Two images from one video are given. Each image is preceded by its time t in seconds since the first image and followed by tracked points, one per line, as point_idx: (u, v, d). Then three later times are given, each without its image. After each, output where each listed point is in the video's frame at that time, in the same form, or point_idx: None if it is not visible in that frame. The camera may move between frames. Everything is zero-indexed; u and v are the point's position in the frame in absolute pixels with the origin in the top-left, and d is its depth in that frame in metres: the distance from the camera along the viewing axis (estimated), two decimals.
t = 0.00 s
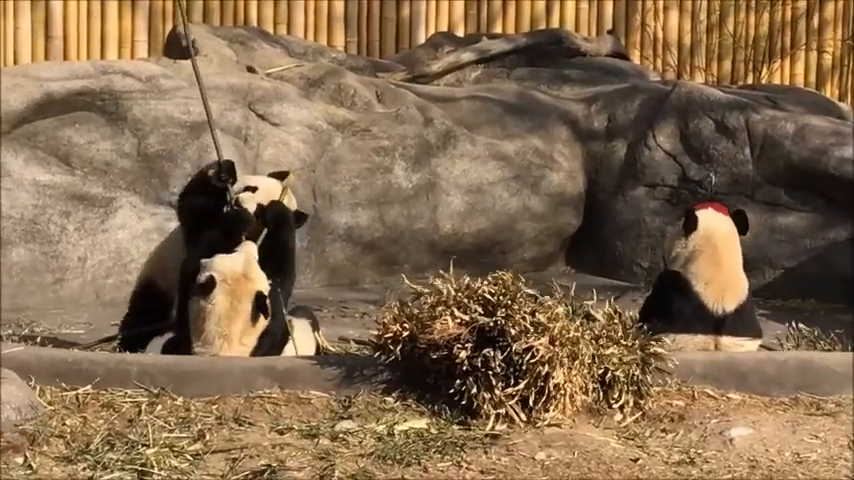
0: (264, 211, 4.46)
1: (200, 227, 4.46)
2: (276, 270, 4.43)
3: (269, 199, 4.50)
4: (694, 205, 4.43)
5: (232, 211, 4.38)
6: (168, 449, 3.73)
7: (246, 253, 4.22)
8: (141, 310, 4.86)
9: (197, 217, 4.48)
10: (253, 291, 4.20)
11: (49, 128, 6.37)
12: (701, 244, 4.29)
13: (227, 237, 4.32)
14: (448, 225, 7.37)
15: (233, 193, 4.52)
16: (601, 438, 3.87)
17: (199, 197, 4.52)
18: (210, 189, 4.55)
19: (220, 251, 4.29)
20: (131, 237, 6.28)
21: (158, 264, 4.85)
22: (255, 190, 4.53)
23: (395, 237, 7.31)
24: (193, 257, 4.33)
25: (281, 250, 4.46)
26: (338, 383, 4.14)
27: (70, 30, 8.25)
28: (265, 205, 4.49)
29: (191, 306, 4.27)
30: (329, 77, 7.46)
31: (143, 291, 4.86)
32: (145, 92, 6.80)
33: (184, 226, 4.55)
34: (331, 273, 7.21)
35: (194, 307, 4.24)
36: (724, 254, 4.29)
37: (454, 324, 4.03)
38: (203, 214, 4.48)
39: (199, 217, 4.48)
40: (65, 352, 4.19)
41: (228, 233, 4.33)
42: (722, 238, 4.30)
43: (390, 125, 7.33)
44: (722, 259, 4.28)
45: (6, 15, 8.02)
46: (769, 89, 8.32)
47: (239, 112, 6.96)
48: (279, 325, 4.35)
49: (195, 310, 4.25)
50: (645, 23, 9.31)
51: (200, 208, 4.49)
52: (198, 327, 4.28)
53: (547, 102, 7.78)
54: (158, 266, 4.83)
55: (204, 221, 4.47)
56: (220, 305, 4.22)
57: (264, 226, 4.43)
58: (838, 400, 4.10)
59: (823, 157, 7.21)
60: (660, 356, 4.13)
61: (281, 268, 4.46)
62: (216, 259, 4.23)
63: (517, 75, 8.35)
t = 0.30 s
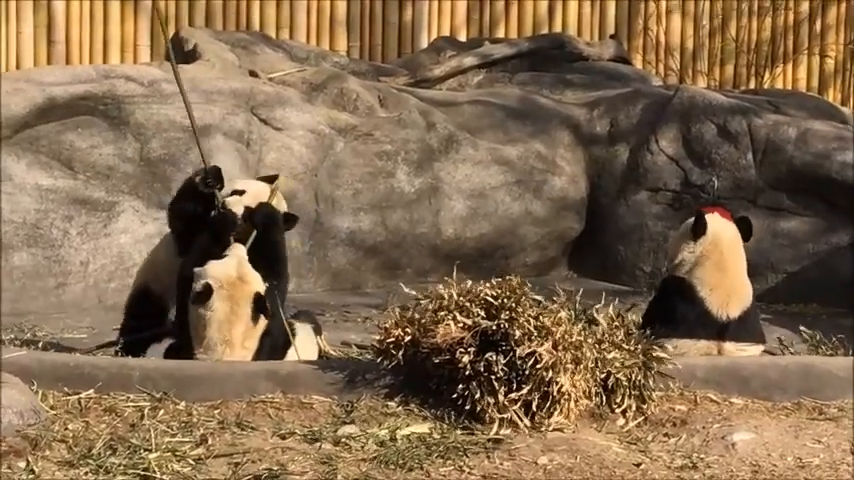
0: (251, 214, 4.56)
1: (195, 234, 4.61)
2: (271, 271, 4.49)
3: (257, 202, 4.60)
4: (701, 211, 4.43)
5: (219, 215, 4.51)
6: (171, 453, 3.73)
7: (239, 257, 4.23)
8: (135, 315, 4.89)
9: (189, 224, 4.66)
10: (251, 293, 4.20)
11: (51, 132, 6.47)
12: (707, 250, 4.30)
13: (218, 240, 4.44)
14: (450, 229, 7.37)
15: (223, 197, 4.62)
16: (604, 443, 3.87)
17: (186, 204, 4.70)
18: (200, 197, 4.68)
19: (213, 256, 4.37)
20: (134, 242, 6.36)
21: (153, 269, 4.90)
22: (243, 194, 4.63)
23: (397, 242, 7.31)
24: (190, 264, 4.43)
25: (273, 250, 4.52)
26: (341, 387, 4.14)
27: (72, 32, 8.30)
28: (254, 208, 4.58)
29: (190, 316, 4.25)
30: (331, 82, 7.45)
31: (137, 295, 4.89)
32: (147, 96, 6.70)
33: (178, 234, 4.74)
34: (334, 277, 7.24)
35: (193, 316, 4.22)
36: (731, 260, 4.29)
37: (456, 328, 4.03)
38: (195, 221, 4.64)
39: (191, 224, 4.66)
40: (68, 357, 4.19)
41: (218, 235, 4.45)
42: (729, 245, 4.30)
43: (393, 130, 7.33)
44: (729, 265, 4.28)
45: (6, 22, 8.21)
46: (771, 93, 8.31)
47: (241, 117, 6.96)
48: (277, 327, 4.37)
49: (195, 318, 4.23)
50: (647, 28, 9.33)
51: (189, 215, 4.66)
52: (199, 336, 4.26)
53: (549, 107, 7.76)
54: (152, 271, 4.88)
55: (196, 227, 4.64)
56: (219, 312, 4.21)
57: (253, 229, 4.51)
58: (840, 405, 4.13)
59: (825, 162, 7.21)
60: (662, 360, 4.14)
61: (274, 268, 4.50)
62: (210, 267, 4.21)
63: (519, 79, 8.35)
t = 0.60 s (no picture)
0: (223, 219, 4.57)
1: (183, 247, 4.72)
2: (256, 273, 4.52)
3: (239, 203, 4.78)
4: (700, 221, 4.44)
5: (201, 220, 4.66)
6: (175, 461, 3.73)
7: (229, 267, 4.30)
8: (132, 325, 4.97)
9: (174, 237, 4.79)
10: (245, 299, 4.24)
11: (56, 140, 6.05)
12: (710, 258, 4.31)
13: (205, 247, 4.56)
14: (455, 237, 7.37)
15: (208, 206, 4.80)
16: (608, 451, 3.87)
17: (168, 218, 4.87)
18: (186, 211, 4.83)
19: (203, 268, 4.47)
20: (138, 249, 6.30)
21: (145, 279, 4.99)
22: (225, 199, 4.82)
23: (401, 250, 7.30)
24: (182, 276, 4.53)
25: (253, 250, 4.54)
26: (345, 395, 4.14)
27: (77, 43, 8.33)
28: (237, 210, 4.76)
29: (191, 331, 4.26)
30: (336, 89, 7.39)
31: (133, 306, 4.97)
32: (152, 104, 6.97)
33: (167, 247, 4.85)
34: (337, 285, 7.24)
35: (193, 331, 4.24)
36: (734, 267, 4.31)
37: (460, 335, 4.03)
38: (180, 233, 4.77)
39: (176, 235, 4.79)
40: (72, 365, 4.20)
41: (204, 244, 4.58)
42: (729, 251, 4.33)
43: (397, 138, 7.33)
44: (732, 273, 4.29)
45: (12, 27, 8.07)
46: (775, 101, 8.31)
47: (245, 125, 6.97)
48: (275, 334, 4.38)
49: (195, 332, 4.25)
50: (652, 36, 9.31)
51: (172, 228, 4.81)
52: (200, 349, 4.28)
53: (554, 115, 7.76)
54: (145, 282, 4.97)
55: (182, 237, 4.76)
56: (217, 323, 4.23)
57: (230, 235, 4.52)
58: (845, 414, 4.10)
59: (830, 170, 7.25)
60: (666, 367, 4.15)
61: (258, 268, 4.55)
62: (202, 282, 4.27)
63: (523, 88, 8.34)
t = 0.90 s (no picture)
0: (213, 223, 4.59)
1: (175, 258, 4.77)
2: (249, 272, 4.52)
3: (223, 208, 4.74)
4: (697, 226, 4.44)
5: (187, 227, 4.68)
6: (178, 466, 3.73)
7: (215, 272, 4.32)
8: (130, 332, 4.99)
9: (162, 248, 4.81)
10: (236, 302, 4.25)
11: (59, 145, 6.44)
12: (706, 263, 4.31)
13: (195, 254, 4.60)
14: (458, 241, 7.38)
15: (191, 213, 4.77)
16: (611, 456, 3.87)
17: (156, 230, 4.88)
18: (169, 219, 4.83)
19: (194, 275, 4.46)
20: (140, 254, 6.42)
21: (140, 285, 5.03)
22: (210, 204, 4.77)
23: (403, 254, 7.29)
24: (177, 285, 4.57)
25: (242, 251, 4.54)
26: (347, 400, 4.14)
27: (79, 48, 8.22)
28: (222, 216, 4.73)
29: (187, 338, 4.27)
30: (338, 94, 7.40)
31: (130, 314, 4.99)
32: (155, 109, 6.73)
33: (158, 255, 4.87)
34: (341, 289, 7.22)
35: (188, 338, 4.25)
36: (731, 270, 4.30)
37: (463, 340, 4.05)
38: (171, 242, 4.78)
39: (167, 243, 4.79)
40: (75, 370, 4.20)
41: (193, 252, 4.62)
42: (729, 256, 4.32)
43: (400, 143, 7.32)
44: (730, 277, 4.29)
45: (14, 31, 8.05)
46: (778, 105, 8.33)
47: (248, 130, 6.95)
48: (271, 337, 4.39)
49: (190, 339, 4.25)
50: (654, 40, 9.29)
51: (163, 238, 4.82)
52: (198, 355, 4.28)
53: (556, 119, 7.74)
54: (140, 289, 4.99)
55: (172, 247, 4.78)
56: (211, 329, 4.24)
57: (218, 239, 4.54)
58: (848, 418, 4.10)
59: (832, 174, 7.24)
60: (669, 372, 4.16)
61: (251, 269, 4.53)
62: (191, 290, 4.29)
63: (526, 92, 8.37)
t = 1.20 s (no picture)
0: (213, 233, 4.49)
1: (166, 265, 4.66)
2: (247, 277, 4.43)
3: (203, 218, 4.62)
4: (701, 225, 4.43)
5: (168, 239, 4.61)
6: (178, 465, 3.73)
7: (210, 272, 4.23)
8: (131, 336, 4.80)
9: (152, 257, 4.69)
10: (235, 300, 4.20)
11: (58, 144, 6.46)
12: (707, 261, 4.30)
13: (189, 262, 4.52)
14: (459, 241, 7.35)
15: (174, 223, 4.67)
16: (611, 455, 3.87)
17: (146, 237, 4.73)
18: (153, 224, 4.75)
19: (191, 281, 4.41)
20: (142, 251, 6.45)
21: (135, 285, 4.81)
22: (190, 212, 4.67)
23: (404, 253, 7.28)
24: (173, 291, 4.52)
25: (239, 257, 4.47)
26: (347, 399, 4.14)
27: (79, 46, 8.28)
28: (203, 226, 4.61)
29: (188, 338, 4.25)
30: (338, 93, 7.36)
31: (130, 317, 4.79)
32: (155, 108, 6.77)
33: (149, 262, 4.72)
34: (340, 288, 7.22)
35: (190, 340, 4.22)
36: (732, 267, 4.29)
37: (464, 339, 4.05)
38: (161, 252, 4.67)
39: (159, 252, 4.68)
40: (75, 369, 4.19)
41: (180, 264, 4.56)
42: (729, 253, 4.31)
43: (400, 141, 7.31)
44: (729, 274, 4.29)
45: (14, 32, 8.14)
46: (778, 104, 8.33)
47: (248, 129, 6.98)
48: (273, 336, 4.37)
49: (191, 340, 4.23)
50: (654, 39, 9.30)
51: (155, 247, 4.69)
52: (201, 354, 4.28)
53: (556, 118, 7.72)
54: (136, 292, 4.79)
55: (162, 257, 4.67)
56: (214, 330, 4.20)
57: (213, 251, 4.48)
58: (848, 417, 4.11)
59: (832, 173, 7.27)
60: (669, 371, 4.14)
61: (252, 271, 4.46)
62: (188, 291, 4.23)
63: (526, 91, 8.38)
